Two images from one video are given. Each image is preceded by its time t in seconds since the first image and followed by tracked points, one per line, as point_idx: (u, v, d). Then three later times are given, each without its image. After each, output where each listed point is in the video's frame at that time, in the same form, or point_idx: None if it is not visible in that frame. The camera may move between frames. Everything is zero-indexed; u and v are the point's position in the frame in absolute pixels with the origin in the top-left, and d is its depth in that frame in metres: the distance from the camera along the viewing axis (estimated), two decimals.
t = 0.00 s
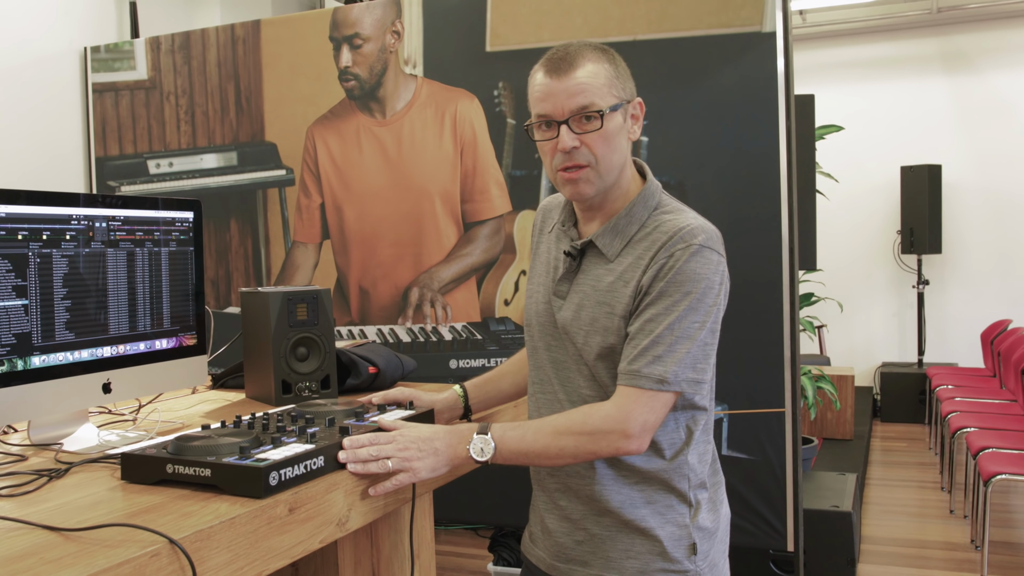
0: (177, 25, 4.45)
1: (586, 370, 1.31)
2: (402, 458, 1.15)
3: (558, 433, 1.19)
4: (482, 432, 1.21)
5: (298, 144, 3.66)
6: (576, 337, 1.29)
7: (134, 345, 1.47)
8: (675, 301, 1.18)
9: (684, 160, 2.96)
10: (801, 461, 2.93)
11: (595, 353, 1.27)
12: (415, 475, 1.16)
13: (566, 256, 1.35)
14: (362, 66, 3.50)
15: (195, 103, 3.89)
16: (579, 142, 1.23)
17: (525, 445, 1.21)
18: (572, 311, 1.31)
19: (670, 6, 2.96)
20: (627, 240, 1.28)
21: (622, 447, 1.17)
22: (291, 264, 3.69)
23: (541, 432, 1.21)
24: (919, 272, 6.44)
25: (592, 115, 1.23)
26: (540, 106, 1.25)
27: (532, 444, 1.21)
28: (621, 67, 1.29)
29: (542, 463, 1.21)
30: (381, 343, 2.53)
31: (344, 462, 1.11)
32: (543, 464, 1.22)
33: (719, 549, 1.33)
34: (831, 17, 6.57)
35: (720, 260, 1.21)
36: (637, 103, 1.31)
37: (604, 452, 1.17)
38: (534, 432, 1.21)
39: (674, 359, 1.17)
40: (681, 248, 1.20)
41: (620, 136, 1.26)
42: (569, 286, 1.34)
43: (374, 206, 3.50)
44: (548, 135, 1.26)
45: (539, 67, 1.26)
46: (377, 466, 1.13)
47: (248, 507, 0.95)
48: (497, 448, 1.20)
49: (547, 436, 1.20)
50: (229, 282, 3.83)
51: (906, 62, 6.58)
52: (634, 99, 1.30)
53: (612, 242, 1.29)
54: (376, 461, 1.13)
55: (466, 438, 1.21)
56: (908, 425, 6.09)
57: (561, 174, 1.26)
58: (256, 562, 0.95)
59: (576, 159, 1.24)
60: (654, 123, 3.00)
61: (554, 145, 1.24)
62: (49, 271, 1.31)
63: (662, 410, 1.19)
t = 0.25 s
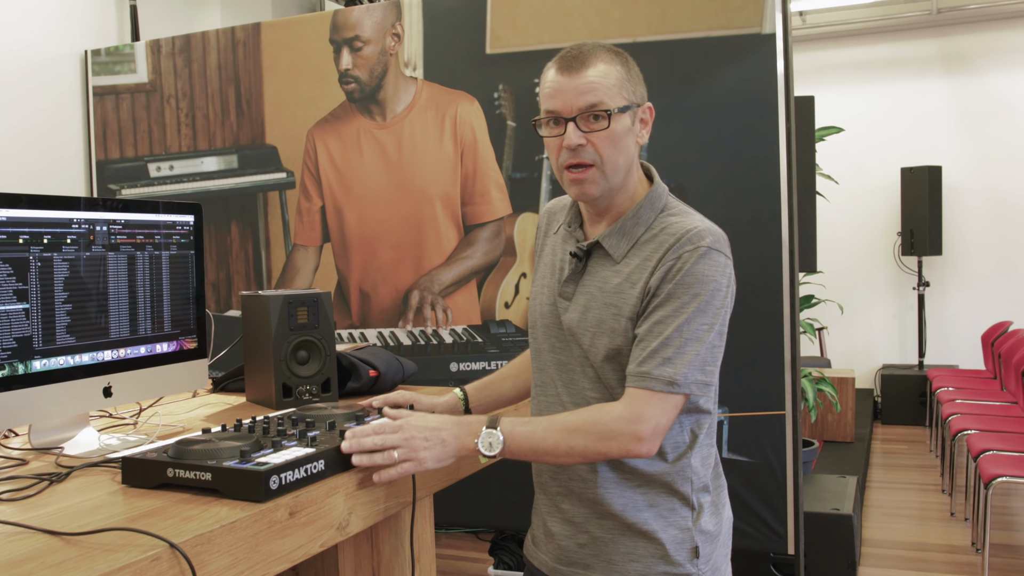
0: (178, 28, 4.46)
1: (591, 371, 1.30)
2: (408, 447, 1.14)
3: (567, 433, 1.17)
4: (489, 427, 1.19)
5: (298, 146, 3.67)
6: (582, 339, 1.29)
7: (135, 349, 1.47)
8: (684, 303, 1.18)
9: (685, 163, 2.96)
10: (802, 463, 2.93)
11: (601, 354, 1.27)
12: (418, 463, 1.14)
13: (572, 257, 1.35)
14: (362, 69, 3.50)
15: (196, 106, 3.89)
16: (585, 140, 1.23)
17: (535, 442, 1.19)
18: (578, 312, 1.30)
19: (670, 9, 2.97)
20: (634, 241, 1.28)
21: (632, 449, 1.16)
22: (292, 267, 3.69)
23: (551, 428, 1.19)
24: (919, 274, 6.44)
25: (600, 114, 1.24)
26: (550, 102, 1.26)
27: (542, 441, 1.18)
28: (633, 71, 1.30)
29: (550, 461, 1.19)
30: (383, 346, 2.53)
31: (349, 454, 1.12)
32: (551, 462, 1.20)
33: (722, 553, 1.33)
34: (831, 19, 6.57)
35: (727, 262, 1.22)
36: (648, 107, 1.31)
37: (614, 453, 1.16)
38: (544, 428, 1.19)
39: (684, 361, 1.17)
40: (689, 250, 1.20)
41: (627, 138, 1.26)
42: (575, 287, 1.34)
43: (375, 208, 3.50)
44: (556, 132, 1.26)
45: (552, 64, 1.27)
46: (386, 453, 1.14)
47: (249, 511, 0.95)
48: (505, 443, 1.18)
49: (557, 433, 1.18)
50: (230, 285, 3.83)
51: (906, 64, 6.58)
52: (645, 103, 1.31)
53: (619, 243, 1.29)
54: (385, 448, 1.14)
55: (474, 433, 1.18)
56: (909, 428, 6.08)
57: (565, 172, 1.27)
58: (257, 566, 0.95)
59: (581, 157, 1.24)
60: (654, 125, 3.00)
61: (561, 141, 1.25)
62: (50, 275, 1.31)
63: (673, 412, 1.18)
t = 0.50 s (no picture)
0: (180, 30, 4.48)
1: (597, 371, 1.31)
2: (451, 369, 1.18)
3: (603, 418, 1.17)
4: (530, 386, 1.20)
5: (300, 148, 3.67)
6: (590, 339, 1.29)
7: (137, 350, 1.48)
8: (703, 306, 1.18)
9: (686, 165, 2.96)
10: (803, 465, 2.93)
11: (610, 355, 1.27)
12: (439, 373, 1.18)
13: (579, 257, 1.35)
14: (363, 71, 3.50)
15: (198, 108, 3.90)
16: (556, 161, 1.25)
17: (572, 417, 1.18)
18: (586, 312, 1.30)
19: (671, 11, 2.97)
20: (643, 242, 1.28)
21: (659, 452, 1.16)
22: (294, 269, 3.69)
23: (591, 409, 1.18)
24: (921, 277, 6.44)
25: (571, 135, 1.24)
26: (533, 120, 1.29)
27: (578, 416, 1.18)
28: (621, 83, 1.26)
29: (576, 438, 1.19)
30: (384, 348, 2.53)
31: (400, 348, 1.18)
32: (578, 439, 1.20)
33: (725, 553, 1.33)
34: (832, 21, 6.57)
35: (740, 265, 1.22)
36: (640, 120, 1.26)
37: (641, 450, 1.16)
38: (584, 407, 1.18)
39: (710, 366, 1.17)
40: (705, 253, 1.20)
41: (602, 158, 1.24)
42: (581, 287, 1.34)
43: (376, 210, 3.50)
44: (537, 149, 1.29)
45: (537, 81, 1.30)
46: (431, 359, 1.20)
47: (251, 511, 0.96)
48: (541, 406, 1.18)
49: (595, 415, 1.17)
50: (231, 286, 3.84)
51: (908, 66, 6.59)
52: (637, 116, 1.26)
53: (627, 243, 1.29)
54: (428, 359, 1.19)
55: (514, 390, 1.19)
56: (910, 430, 6.08)
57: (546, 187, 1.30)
58: (259, 566, 0.95)
59: (553, 177, 1.27)
60: (656, 127, 3.00)
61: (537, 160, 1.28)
62: (53, 276, 1.31)
63: (699, 417, 1.18)
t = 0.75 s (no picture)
0: (180, 30, 4.48)
1: (594, 372, 1.31)
2: (428, 395, 1.15)
3: (582, 426, 1.18)
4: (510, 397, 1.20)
5: (300, 148, 3.67)
6: (585, 340, 1.30)
7: (137, 350, 1.48)
8: (691, 311, 1.18)
9: (686, 165, 2.96)
10: (803, 465, 2.93)
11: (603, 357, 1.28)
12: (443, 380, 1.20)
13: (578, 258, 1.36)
14: (363, 71, 3.50)
15: (198, 108, 3.90)
16: (548, 165, 1.27)
17: (549, 426, 1.19)
18: (582, 314, 1.31)
19: (671, 11, 2.97)
20: (640, 245, 1.28)
21: (641, 457, 1.16)
22: (294, 268, 3.69)
23: (568, 418, 1.19)
24: (921, 276, 6.44)
25: (560, 139, 1.25)
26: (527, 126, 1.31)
27: (555, 426, 1.19)
28: (609, 86, 1.27)
29: (558, 447, 1.20)
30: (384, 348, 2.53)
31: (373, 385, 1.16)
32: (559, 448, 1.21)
33: (725, 553, 1.33)
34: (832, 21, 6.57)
35: (734, 271, 1.21)
36: (630, 121, 1.26)
37: (623, 458, 1.17)
38: (561, 416, 1.19)
39: (693, 370, 1.17)
40: (698, 257, 1.19)
41: (592, 161, 1.26)
42: (579, 288, 1.34)
43: (376, 210, 3.51)
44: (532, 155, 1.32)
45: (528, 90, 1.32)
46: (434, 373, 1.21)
47: (251, 511, 0.96)
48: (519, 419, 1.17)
49: (573, 424, 1.18)
50: (231, 287, 3.84)
51: (907, 66, 6.59)
52: (626, 118, 1.26)
53: (624, 246, 1.28)
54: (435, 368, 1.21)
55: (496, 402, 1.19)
56: (911, 429, 6.08)
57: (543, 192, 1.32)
58: (259, 566, 0.95)
59: (546, 181, 1.29)
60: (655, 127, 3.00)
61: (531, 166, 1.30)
62: (53, 277, 1.32)
63: (682, 421, 1.18)
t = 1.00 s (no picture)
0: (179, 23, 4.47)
1: (590, 367, 1.31)
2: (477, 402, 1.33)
3: (605, 432, 1.19)
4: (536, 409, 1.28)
5: (300, 142, 3.67)
6: (581, 336, 1.29)
7: (138, 343, 1.48)
8: (693, 306, 1.17)
9: (686, 159, 2.96)
10: (804, 459, 2.93)
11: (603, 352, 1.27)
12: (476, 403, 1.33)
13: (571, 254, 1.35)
14: (364, 64, 3.50)
15: (198, 101, 3.90)
16: (532, 158, 1.27)
17: (575, 434, 1.22)
18: (577, 309, 1.30)
19: (672, 5, 2.96)
20: (632, 238, 1.27)
21: (667, 457, 1.16)
22: (294, 262, 3.69)
23: (591, 426, 1.21)
24: (922, 271, 6.43)
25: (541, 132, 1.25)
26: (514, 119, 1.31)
27: (581, 434, 1.21)
28: (591, 76, 1.25)
29: (587, 456, 1.22)
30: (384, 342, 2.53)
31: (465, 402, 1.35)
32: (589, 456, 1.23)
33: (722, 548, 1.33)
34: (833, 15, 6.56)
35: (730, 261, 1.21)
36: (612, 111, 1.25)
37: (648, 458, 1.17)
38: (584, 425, 1.22)
39: (707, 367, 1.16)
40: (692, 250, 1.18)
41: (574, 153, 1.25)
42: (573, 283, 1.33)
43: (377, 204, 3.50)
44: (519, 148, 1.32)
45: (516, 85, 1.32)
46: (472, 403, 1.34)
47: (252, 504, 0.96)
48: (549, 426, 1.25)
49: (595, 431, 1.20)
50: (232, 281, 3.84)
51: (909, 60, 6.57)
52: (608, 108, 1.25)
53: (616, 240, 1.28)
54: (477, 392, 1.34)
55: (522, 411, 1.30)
56: (911, 424, 6.08)
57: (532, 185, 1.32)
58: (259, 559, 0.95)
59: (532, 174, 1.29)
60: (656, 122, 3.00)
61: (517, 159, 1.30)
62: (53, 270, 1.31)
63: (705, 418, 1.18)
